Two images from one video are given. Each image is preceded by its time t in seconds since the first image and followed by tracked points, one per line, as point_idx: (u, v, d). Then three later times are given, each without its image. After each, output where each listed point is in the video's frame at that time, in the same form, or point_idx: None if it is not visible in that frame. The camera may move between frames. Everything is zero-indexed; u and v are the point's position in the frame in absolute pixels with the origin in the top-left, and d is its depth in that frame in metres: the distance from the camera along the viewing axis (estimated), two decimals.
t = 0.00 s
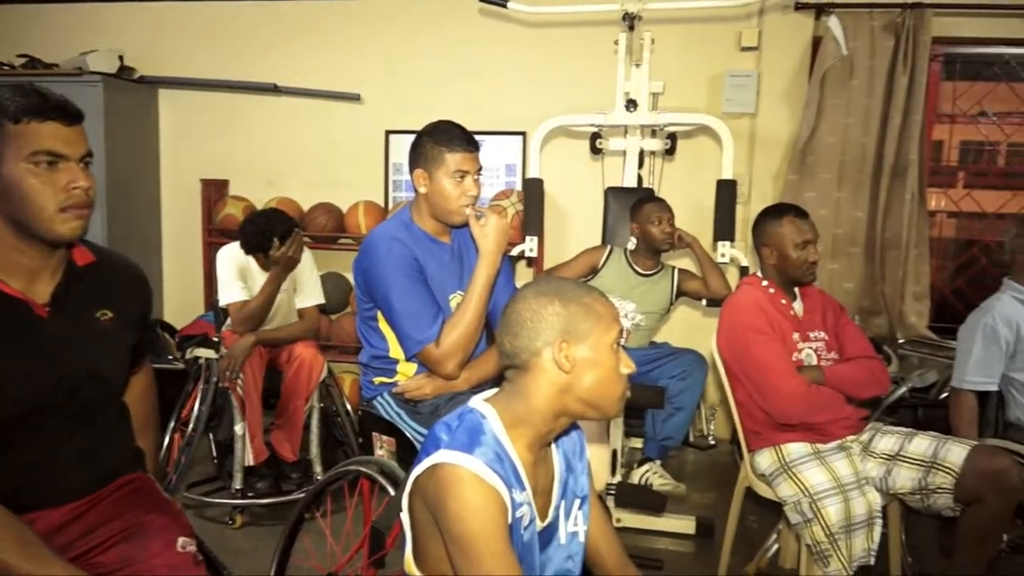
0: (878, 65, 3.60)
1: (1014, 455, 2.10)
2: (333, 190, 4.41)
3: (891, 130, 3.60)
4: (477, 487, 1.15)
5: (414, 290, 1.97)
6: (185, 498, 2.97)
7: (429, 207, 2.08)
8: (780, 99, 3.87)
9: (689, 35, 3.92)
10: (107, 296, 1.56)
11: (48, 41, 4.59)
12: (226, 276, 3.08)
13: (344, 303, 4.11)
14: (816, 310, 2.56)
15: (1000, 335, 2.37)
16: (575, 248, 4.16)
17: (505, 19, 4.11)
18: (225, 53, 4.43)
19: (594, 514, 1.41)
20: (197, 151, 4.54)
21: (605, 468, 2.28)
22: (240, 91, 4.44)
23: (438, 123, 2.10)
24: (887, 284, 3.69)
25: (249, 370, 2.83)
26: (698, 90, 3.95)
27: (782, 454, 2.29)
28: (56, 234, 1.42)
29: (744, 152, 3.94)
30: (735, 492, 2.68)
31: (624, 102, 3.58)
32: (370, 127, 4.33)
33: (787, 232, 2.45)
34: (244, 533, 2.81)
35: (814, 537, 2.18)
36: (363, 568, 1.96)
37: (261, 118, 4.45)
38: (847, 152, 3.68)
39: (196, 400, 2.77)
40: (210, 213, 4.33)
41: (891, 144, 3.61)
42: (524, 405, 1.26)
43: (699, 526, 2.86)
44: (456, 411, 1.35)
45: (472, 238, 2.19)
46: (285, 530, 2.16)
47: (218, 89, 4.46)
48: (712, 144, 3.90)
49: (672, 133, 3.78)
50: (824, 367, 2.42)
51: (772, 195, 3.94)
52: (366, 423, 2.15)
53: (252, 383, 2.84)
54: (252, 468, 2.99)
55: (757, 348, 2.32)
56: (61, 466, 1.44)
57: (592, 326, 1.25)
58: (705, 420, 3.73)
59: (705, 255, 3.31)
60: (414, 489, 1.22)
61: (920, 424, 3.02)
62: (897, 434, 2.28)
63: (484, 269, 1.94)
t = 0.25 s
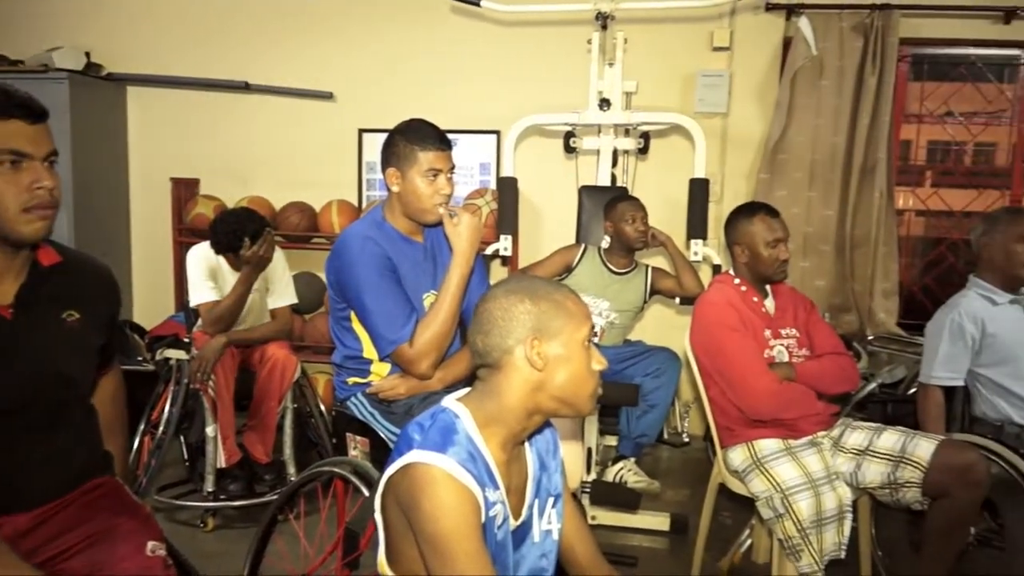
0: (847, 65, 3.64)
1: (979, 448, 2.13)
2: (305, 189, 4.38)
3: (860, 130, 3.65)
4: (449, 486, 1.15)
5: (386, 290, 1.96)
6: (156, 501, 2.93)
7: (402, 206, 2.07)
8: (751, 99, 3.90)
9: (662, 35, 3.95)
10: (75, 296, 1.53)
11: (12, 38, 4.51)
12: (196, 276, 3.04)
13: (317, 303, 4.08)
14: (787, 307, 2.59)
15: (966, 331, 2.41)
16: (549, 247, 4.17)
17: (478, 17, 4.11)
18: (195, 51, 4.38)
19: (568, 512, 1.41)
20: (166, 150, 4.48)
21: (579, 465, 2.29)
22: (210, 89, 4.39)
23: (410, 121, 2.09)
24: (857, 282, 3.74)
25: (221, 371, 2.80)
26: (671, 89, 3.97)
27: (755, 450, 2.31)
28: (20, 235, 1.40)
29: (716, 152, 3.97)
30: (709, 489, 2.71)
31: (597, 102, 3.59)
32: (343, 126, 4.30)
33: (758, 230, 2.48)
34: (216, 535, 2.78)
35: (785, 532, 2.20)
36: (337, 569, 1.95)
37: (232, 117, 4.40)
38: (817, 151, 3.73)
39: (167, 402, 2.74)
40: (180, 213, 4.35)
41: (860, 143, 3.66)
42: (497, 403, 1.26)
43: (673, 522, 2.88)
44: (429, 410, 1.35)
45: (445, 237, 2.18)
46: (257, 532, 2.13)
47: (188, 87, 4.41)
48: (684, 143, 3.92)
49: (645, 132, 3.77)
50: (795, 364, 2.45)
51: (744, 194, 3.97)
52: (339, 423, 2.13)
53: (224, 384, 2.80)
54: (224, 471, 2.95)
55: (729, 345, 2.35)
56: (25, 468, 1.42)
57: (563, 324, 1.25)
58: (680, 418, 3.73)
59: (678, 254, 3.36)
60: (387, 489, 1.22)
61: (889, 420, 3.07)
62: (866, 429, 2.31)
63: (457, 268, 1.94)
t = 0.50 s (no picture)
0: (818, 66, 3.69)
1: (947, 443, 2.17)
2: (278, 188, 4.34)
3: (830, 130, 3.69)
4: (423, 486, 1.14)
5: (360, 289, 1.95)
6: (126, 505, 2.89)
7: (375, 205, 2.06)
8: (723, 98, 3.93)
9: (635, 34, 3.96)
10: (40, 297, 1.50)
11: None
12: (166, 277, 2.99)
13: (291, 303, 4.05)
14: (760, 305, 2.61)
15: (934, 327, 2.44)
16: (524, 246, 4.17)
17: (452, 16, 4.10)
18: (165, 48, 4.32)
19: (543, 510, 1.41)
20: (136, 148, 4.42)
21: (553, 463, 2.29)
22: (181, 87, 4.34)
23: (382, 120, 2.08)
24: (828, 280, 3.78)
25: (192, 373, 2.77)
26: (644, 89, 3.99)
27: (728, 447, 2.33)
28: None
29: (690, 151, 3.99)
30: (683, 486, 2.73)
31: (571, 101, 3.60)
32: (316, 124, 4.27)
33: (731, 229, 2.50)
34: (188, 539, 2.75)
35: (758, 527, 2.22)
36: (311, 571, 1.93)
37: (203, 115, 4.35)
38: (789, 151, 3.77)
39: (137, 404, 2.71)
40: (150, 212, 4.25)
41: (831, 142, 3.70)
42: (470, 402, 1.26)
43: (648, 519, 2.90)
44: (403, 410, 1.34)
45: (419, 236, 2.17)
46: (229, 534, 2.11)
47: (157, 85, 4.35)
48: (658, 142, 3.95)
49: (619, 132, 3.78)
50: (768, 361, 2.47)
51: (717, 193, 3.99)
52: (313, 424, 2.12)
53: (195, 386, 2.77)
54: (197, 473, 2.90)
55: (704, 343, 2.37)
56: None
57: (536, 322, 1.25)
58: (654, 415, 3.78)
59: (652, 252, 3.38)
60: (360, 490, 1.21)
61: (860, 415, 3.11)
62: (837, 425, 2.34)
63: (431, 267, 1.93)
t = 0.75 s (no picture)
0: (784, 65, 3.73)
1: (911, 435, 2.21)
2: (246, 186, 4.29)
3: (796, 128, 3.74)
4: (392, 486, 1.14)
5: (328, 288, 1.94)
6: (91, 508, 2.84)
7: (344, 203, 2.04)
8: (692, 97, 3.96)
9: (604, 33, 3.98)
10: None
11: None
12: (130, 276, 2.95)
13: (259, 303, 4.00)
14: (728, 302, 2.64)
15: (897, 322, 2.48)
16: (495, 244, 4.17)
17: (421, 13, 4.08)
18: (128, 44, 4.26)
19: (513, 508, 1.41)
20: (98, 146, 4.34)
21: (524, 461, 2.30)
22: (145, 84, 4.27)
23: (351, 117, 2.06)
24: (795, 277, 3.84)
25: (158, 373, 2.73)
26: (614, 87, 4.01)
27: (697, 442, 2.35)
28: None
29: (659, 149, 4.01)
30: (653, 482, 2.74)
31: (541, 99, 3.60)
32: (284, 122, 4.23)
33: (700, 226, 2.52)
34: (154, 542, 2.71)
35: (727, 521, 2.24)
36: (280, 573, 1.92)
37: (167, 112, 4.29)
38: (756, 149, 3.81)
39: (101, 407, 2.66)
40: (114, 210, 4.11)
41: (797, 141, 3.74)
42: (439, 401, 1.25)
43: (619, 515, 2.91)
44: (373, 409, 1.34)
45: (389, 234, 2.16)
46: (196, 537, 2.08)
47: (120, 81, 4.28)
48: (627, 141, 3.97)
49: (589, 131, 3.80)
50: (736, 358, 2.50)
51: (686, 190, 4.03)
52: (282, 424, 2.10)
53: (161, 387, 2.73)
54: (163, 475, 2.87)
55: (673, 339, 2.39)
56: None
57: (504, 320, 1.25)
58: (625, 412, 3.90)
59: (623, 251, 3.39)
60: (329, 490, 1.20)
61: (826, 410, 3.15)
62: (804, 420, 2.37)
63: (400, 265, 1.92)
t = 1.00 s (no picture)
0: (756, 65, 3.77)
1: (881, 431, 2.24)
2: (218, 186, 4.24)
3: (769, 128, 3.77)
4: (365, 487, 1.13)
5: (302, 288, 1.92)
6: (60, 513, 2.80)
7: (318, 202, 2.03)
8: (665, 96, 3.98)
9: (578, 32, 3.99)
10: None
11: None
12: (99, 276, 2.91)
13: (232, 304, 3.97)
14: (702, 300, 2.66)
15: (866, 319, 2.52)
16: (470, 243, 4.16)
17: (394, 11, 4.06)
18: (96, 41, 4.20)
19: (488, 506, 1.41)
20: (66, 145, 4.27)
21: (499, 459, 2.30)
22: (114, 82, 4.21)
23: (324, 116, 2.05)
24: (768, 275, 3.87)
25: (129, 375, 2.69)
26: (588, 86, 4.02)
27: (672, 440, 2.37)
28: None
29: (633, 148, 4.03)
30: (629, 479, 2.76)
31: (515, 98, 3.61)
32: (257, 120, 4.19)
33: (673, 225, 2.53)
34: (126, 546, 2.67)
35: (702, 518, 2.25)
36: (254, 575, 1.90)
37: (137, 111, 4.23)
38: (729, 148, 3.84)
39: (70, 410, 2.62)
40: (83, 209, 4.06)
41: (769, 140, 3.78)
42: (412, 401, 1.25)
43: (595, 513, 2.93)
44: (346, 410, 1.33)
45: (363, 234, 2.15)
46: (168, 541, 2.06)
47: (89, 79, 4.22)
48: (602, 140, 3.98)
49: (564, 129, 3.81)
50: (710, 355, 2.51)
51: (660, 189, 4.05)
52: (255, 426, 2.08)
53: (131, 388, 2.70)
54: (135, 478, 2.83)
55: (647, 337, 2.40)
56: None
57: (477, 319, 1.25)
58: (600, 411, 3.90)
59: (597, 248, 3.39)
60: (302, 492, 1.19)
61: (798, 407, 3.19)
62: (776, 416, 2.40)
63: (374, 265, 1.91)
